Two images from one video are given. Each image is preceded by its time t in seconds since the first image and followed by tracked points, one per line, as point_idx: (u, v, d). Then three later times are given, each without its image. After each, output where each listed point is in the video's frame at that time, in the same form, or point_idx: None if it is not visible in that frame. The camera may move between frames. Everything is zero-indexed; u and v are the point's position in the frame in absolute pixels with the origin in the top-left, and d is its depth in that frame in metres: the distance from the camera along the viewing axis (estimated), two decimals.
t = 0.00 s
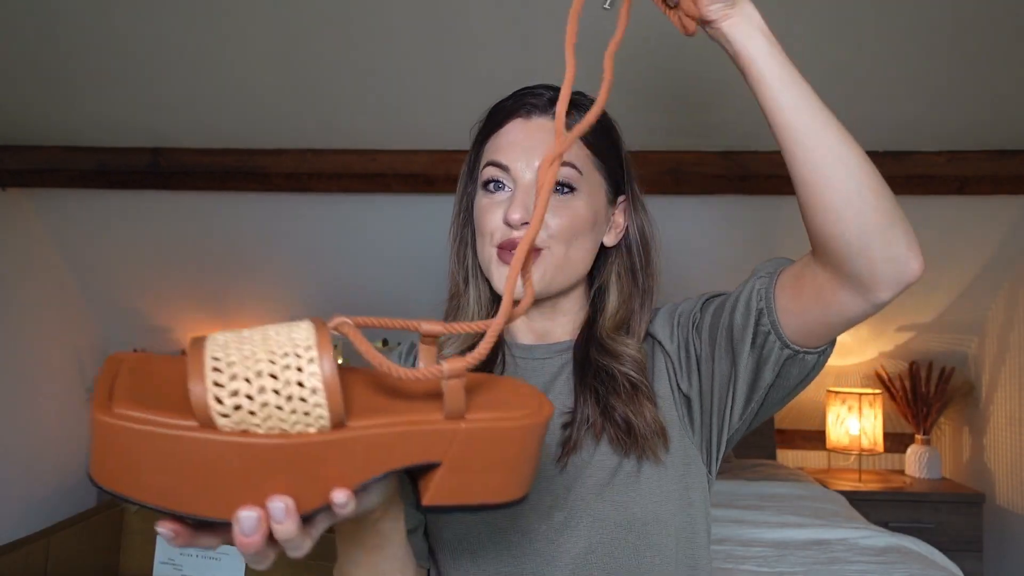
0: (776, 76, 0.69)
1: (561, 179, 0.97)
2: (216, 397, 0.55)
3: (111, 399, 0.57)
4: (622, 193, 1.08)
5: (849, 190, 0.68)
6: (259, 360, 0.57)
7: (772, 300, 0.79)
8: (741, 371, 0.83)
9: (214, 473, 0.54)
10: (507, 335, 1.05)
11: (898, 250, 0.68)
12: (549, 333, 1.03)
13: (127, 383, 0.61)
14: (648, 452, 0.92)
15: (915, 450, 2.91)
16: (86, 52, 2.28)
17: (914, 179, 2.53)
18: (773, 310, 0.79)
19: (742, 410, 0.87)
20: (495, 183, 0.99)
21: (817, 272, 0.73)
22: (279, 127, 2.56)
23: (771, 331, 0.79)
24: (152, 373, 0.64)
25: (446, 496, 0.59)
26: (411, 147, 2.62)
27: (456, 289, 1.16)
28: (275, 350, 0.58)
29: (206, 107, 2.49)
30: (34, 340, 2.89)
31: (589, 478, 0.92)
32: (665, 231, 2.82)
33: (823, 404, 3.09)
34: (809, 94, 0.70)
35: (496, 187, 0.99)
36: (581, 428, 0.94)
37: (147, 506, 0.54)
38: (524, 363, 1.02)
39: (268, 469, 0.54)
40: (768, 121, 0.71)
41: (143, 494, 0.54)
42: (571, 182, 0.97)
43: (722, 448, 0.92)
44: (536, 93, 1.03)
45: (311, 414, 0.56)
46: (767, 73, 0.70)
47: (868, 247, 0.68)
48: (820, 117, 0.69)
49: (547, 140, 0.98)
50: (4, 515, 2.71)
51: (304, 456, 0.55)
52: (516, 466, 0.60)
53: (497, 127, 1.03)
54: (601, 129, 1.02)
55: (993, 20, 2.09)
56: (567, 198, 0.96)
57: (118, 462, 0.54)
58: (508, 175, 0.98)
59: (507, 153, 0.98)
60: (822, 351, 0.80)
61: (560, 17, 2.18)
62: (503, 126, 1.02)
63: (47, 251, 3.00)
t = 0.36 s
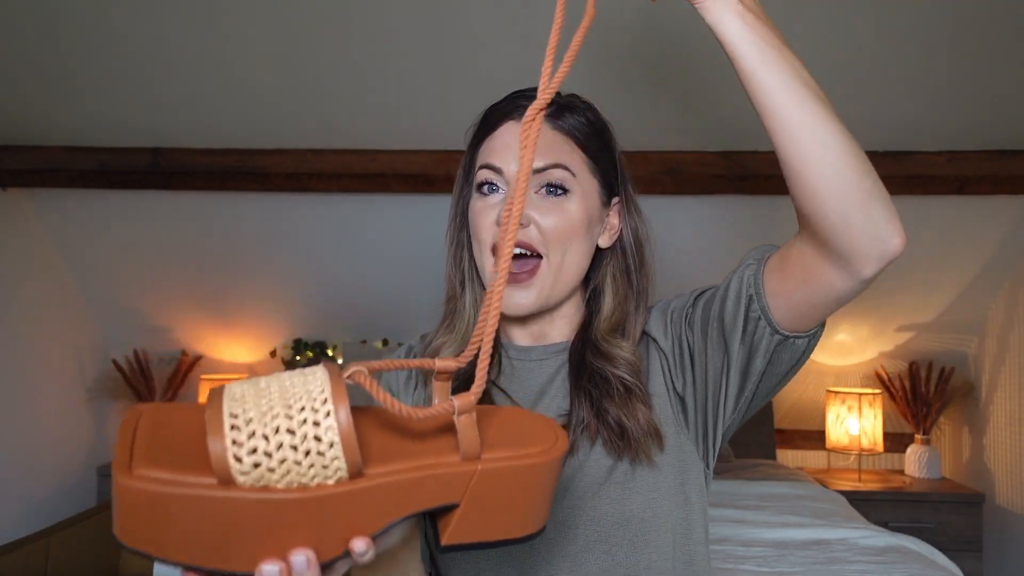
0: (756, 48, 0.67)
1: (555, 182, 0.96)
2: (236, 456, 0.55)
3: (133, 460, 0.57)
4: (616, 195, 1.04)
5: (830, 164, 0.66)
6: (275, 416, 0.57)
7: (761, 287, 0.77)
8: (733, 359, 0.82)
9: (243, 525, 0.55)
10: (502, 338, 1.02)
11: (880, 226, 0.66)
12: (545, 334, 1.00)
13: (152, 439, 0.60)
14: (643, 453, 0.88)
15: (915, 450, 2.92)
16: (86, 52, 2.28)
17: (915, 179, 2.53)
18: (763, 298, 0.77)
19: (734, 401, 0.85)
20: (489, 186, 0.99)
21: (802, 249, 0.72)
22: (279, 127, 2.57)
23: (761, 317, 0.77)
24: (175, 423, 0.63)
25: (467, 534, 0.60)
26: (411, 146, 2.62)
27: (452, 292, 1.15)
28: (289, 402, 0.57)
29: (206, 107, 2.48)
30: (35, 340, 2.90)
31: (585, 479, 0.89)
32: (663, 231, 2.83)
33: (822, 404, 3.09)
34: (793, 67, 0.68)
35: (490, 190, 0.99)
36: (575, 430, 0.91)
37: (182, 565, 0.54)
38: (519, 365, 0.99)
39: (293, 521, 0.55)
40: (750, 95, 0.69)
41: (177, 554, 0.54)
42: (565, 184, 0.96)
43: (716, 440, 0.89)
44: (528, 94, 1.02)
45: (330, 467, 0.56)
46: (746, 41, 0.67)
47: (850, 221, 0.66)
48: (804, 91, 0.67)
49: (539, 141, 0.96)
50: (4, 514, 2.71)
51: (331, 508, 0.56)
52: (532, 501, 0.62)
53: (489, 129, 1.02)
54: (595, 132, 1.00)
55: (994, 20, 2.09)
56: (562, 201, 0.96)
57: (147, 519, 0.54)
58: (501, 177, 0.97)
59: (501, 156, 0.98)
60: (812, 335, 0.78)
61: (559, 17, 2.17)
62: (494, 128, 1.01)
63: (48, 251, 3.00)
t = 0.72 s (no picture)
0: (718, 21, 0.66)
1: (560, 195, 0.95)
2: (317, 549, 0.48)
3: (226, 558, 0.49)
4: (615, 198, 1.02)
5: (796, 135, 0.66)
6: (349, 508, 0.49)
7: (736, 269, 0.78)
8: (714, 346, 0.81)
9: None
10: (502, 339, 1.05)
11: (844, 192, 0.68)
12: (544, 334, 1.00)
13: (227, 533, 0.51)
14: (632, 445, 0.88)
15: (915, 450, 2.92)
16: (85, 52, 2.28)
17: (916, 179, 2.52)
18: (740, 280, 0.78)
19: (722, 391, 0.83)
20: (491, 196, 0.98)
21: (771, 222, 0.73)
22: (279, 127, 2.57)
23: (739, 297, 0.78)
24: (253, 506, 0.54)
25: None
26: (411, 146, 2.62)
27: (452, 293, 1.14)
28: (362, 490, 0.50)
29: (206, 107, 2.49)
30: (35, 339, 2.91)
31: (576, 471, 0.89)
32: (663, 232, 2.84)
33: (822, 403, 3.10)
34: (756, 38, 0.67)
35: (495, 202, 0.98)
36: (567, 422, 0.91)
37: None
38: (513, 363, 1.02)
39: None
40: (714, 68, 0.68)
41: None
42: (567, 194, 0.95)
43: (708, 435, 0.87)
44: (530, 104, 1.01)
45: (404, 556, 0.49)
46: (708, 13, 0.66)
47: (814, 191, 0.67)
48: (767, 62, 0.66)
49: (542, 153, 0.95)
50: (4, 514, 2.71)
51: None
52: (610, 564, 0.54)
53: (491, 138, 1.01)
54: (595, 139, 0.99)
55: (993, 19, 2.09)
56: (563, 211, 0.95)
57: None
58: (506, 189, 0.97)
59: (505, 168, 0.98)
60: (791, 307, 0.79)
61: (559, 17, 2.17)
62: (497, 140, 1.00)
63: (48, 251, 3.01)
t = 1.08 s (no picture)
0: (733, 16, 0.67)
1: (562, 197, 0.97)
2: (321, 535, 0.59)
3: (255, 545, 0.61)
4: (612, 203, 1.04)
5: (797, 134, 0.67)
6: (349, 503, 0.60)
7: (732, 270, 0.77)
8: (710, 347, 0.81)
9: None
10: (502, 342, 1.05)
11: (838, 192, 0.69)
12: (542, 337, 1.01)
13: (266, 530, 0.64)
14: (626, 444, 0.88)
15: (915, 449, 2.92)
16: (85, 53, 2.28)
17: (916, 179, 2.52)
18: (736, 281, 0.77)
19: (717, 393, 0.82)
20: (494, 199, 0.99)
21: (767, 221, 0.73)
22: (279, 127, 2.57)
23: (734, 297, 0.77)
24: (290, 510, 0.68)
25: None
26: (411, 146, 2.63)
27: (451, 297, 1.16)
28: (361, 486, 0.61)
29: (205, 108, 2.49)
30: (36, 340, 2.91)
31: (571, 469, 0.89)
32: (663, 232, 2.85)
33: (822, 403, 3.10)
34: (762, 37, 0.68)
35: (498, 204, 0.99)
36: (561, 421, 0.91)
37: None
38: (513, 365, 1.01)
39: None
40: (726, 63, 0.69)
41: None
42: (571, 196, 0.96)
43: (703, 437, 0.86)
44: (530, 109, 1.02)
45: (397, 540, 0.58)
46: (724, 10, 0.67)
47: (813, 188, 0.68)
48: (772, 61, 0.67)
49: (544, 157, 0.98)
50: (4, 514, 2.71)
51: None
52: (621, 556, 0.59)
53: (493, 143, 1.03)
54: (593, 143, 1.00)
55: (992, 19, 2.10)
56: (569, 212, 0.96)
57: None
58: (509, 191, 0.98)
59: (509, 171, 0.98)
60: (785, 307, 0.78)
61: (558, 17, 2.17)
62: (498, 145, 1.02)
63: (48, 251, 3.01)
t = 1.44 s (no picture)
0: (735, 27, 0.66)
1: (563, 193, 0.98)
2: None
3: None
4: (610, 205, 1.05)
5: (803, 137, 0.67)
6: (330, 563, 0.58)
7: (735, 270, 0.77)
8: (712, 348, 0.80)
9: None
10: (501, 342, 1.05)
11: (842, 192, 0.69)
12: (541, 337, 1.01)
13: None
14: (627, 441, 0.88)
15: (915, 449, 2.93)
16: (85, 53, 2.28)
17: (916, 179, 2.52)
18: (738, 282, 0.77)
19: (719, 392, 0.82)
20: (495, 197, 1.00)
21: (771, 221, 0.73)
22: (279, 127, 2.57)
23: (738, 296, 0.77)
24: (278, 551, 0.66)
25: None
26: (411, 146, 2.62)
27: (448, 300, 1.16)
28: (345, 543, 0.59)
29: (205, 108, 2.49)
30: (36, 340, 2.91)
31: (570, 466, 0.89)
32: (663, 232, 2.85)
33: (822, 403, 3.10)
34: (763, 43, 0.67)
35: (499, 201, 1.00)
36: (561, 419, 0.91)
37: None
38: (512, 366, 1.01)
39: None
40: (727, 72, 0.68)
41: None
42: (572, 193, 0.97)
43: (704, 436, 0.86)
44: (530, 110, 1.04)
45: None
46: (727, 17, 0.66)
47: (819, 189, 0.68)
48: (775, 67, 0.67)
49: (545, 155, 0.99)
50: (4, 515, 2.71)
51: None
52: None
53: (493, 143, 1.04)
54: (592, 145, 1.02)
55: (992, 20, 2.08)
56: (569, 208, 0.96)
57: None
58: (511, 188, 0.99)
59: (510, 170, 0.99)
60: (788, 303, 0.78)
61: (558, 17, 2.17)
62: (498, 145, 1.03)
63: (48, 250, 3.01)
